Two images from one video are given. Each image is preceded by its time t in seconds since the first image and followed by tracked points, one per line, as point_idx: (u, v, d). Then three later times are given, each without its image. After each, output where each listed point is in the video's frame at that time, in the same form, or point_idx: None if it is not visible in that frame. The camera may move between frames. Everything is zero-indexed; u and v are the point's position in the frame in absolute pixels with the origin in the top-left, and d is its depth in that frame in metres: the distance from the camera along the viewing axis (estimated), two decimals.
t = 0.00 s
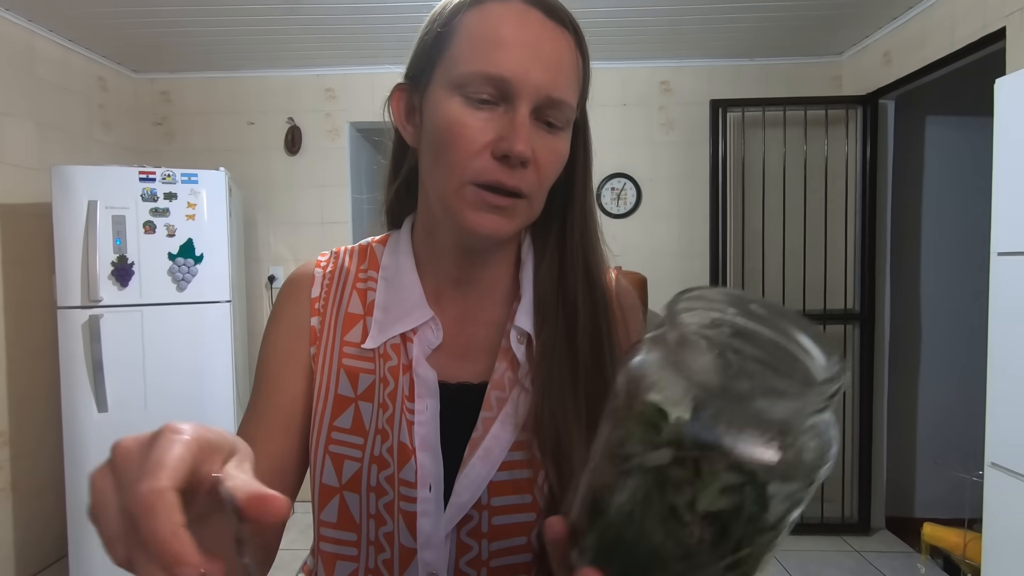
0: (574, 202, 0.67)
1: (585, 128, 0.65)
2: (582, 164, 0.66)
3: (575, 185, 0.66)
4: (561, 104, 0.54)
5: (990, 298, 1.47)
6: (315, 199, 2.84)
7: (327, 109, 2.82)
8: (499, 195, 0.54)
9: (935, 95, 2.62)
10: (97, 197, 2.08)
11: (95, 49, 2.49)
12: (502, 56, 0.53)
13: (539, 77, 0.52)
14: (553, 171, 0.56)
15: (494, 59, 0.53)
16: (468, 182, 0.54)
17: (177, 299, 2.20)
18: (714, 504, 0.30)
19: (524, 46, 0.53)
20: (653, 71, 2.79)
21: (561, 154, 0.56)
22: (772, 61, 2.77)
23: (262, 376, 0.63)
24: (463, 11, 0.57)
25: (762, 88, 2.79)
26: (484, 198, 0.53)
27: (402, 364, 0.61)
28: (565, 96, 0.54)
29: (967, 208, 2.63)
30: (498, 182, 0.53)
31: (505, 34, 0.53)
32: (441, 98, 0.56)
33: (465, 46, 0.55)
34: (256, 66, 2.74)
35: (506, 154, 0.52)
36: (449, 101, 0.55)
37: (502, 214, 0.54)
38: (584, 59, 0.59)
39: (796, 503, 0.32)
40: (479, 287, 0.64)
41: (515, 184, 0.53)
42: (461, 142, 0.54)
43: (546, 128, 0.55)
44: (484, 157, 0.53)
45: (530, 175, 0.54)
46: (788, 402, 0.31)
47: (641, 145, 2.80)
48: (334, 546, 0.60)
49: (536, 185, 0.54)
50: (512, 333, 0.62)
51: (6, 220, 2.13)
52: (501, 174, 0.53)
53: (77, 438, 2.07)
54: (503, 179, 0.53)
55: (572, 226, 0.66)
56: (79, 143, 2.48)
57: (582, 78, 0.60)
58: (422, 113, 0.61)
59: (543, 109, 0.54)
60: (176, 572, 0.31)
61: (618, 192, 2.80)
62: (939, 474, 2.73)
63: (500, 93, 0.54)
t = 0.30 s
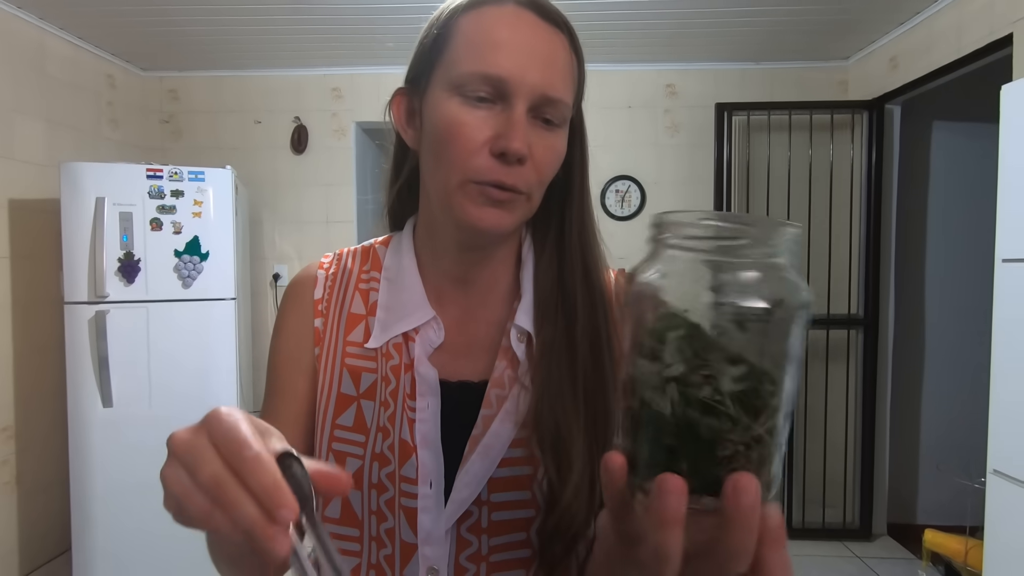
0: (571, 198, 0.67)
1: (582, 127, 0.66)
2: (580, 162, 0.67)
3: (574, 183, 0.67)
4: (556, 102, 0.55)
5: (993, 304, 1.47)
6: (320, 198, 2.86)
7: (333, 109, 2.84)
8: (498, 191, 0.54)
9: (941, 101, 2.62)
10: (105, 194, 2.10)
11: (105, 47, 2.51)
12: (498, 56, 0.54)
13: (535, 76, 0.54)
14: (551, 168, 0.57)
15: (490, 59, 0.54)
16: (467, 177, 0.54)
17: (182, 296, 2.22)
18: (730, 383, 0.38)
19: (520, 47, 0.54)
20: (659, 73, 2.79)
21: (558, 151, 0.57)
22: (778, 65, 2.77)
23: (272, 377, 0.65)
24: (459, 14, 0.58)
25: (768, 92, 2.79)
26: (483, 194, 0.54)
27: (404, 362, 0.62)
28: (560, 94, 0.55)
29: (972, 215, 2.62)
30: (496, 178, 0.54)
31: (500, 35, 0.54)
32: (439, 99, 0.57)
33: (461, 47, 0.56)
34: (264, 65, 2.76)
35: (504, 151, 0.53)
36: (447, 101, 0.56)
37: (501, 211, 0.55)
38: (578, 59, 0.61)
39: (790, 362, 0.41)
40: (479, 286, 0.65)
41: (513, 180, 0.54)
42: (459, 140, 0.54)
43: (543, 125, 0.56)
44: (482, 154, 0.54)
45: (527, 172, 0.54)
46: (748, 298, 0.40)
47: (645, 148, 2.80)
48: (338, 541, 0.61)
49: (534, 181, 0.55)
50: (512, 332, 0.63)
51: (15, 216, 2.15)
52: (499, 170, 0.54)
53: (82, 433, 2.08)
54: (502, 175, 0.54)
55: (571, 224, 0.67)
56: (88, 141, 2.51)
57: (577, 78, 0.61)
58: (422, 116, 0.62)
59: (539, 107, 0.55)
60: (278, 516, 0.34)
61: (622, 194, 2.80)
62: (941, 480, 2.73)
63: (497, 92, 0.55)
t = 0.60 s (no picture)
0: (572, 205, 0.68)
1: (580, 134, 0.67)
2: (579, 168, 0.68)
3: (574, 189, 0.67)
4: (548, 112, 0.56)
5: (998, 310, 1.47)
6: (325, 200, 2.87)
7: (338, 112, 2.85)
8: (491, 200, 0.55)
9: (945, 105, 2.61)
10: (111, 197, 2.11)
11: (111, 50, 2.53)
12: (489, 70, 0.55)
13: (526, 89, 0.55)
14: (546, 177, 0.58)
15: (482, 73, 0.55)
16: (460, 189, 0.55)
17: (187, 298, 2.23)
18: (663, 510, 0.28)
19: (511, 60, 0.55)
20: (662, 77, 2.80)
21: (552, 160, 0.58)
22: (781, 68, 2.78)
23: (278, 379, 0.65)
24: (455, 28, 0.59)
25: (771, 96, 2.79)
26: (476, 204, 0.55)
27: (408, 366, 0.63)
28: (552, 105, 0.56)
29: (975, 219, 2.62)
30: (487, 188, 0.55)
31: (492, 49, 0.56)
32: (434, 111, 0.58)
33: (455, 61, 0.57)
34: (269, 69, 2.78)
35: (494, 160, 0.54)
36: (441, 113, 0.57)
37: (495, 220, 0.55)
38: (573, 69, 0.61)
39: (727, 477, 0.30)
40: (480, 292, 0.65)
41: (505, 189, 0.55)
42: (452, 152, 0.55)
43: (535, 136, 0.57)
44: (473, 165, 0.55)
45: (519, 181, 0.55)
46: (693, 434, 0.31)
47: (648, 151, 2.81)
48: (340, 542, 0.62)
49: (526, 191, 0.56)
50: (515, 340, 0.63)
51: (22, 217, 2.16)
52: (491, 180, 0.55)
53: (87, 434, 2.10)
54: (494, 185, 0.55)
55: (571, 231, 0.68)
56: (94, 143, 2.52)
57: (573, 88, 0.62)
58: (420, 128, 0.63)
59: (531, 118, 0.56)
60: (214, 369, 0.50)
61: (625, 198, 2.81)
62: (944, 485, 2.72)
63: (489, 104, 0.56)
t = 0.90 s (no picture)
0: (577, 204, 0.68)
1: (585, 133, 0.66)
2: (584, 168, 0.67)
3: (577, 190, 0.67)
4: (551, 111, 0.56)
5: (1001, 310, 1.47)
6: (327, 199, 2.87)
7: (340, 111, 2.85)
8: (494, 197, 0.55)
9: (949, 107, 2.61)
10: (115, 194, 2.11)
11: (115, 48, 2.53)
12: (493, 70, 0.55)
13: (530, 89, 0.55)
14: (548, 176, 0.57)
15: (486, 72, 0.55)
16: (463, 187, 0.55)
17: (190, 296, 2.23)
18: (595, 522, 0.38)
19: (515, 60, 0.55)
20: (665, 78, 2.80)
21: (555, 159, 0.57)
22: (785, 69, 2.77)
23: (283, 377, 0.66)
24: (459, 28, 0.59)
25: (774, 96, 2.79)
26: (479, 201, 0.55)
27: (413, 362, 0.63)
28: (556, 104, 0.56)
29: (979, 221, 2.61)
30: (489, 185, 0.54)
31: (496, 49, 0.55)
32: (438, 110, 0.58)
33: (460, 60, 0.57)
34: (272, 68, 2.78)
35: (497, 159, 0.54)
36: (445, 112, 0.57)
37: (500, 218, 0.55)
38: (576, 70, 0.61)
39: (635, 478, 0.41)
40: (484, 290, 0.65)
41: (508, 187, 0.55)
42: (455, 150, 0.55)
43: (538, 135, 0.56)
44: (476, 163, 0.54)
45: (522, 180, 0.55)
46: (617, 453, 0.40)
47: (651, 152, 2.80)
48: (343, 537, 0.62)
49: (529, 189, 0.56)
50: (517, 337, 0.63)
51: (26, 214, 2.17)
52: (494, 179, 0.54)
53: (89, 431, 2.10)
54: (497, 183, 0.54)
55: (576, 230, 0.67)
56: (98, 141, 2.53)
57: (576, 89, 0.62)
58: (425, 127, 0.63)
59: (534, 117, 0.56)
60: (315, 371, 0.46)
61: (627, 198, 2.80)
62: (947, 487, 2.71)
63: (493, 104, 0.56)
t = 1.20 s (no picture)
0: (577, 204, 0.67)
1: (585, 131, 0.66)
2: (584, 166, 0.67)
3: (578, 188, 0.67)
4: (551, 110, 0.56)
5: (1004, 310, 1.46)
6: (329, 198, 2.88)
7: (343, 111, 2.85)
8: (493, 198, 0.55)
9: (953, 107, 2.60)
10: (117, 193, 2.12)
11: (118, 47, 2.53)
12: (492, 69, 0.55)
13: (529, 87, 0.55)
14: (548, 175, 0.57)
15: (485, 72, 0.55)
16: (463, 189, 0.55)
17: (192, 295, 2.23)
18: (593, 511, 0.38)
19: (514, 59, 0.55)
20: (668, 77, 2.79)
21: (555, 158, 0.57)
22: (788, 69, 2.77)
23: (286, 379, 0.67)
24: (458, 26, 0.59)
25: (776, 96, 2.78)
26: (480, 202, 0.55)
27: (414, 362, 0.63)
28: (555, 103, 0.56)
29: (983, 220, 2.60)
30: (489, 186, 0.55)
31: (495, 48, 0.55)
32: (438, 109, 0.58)
33: (459, 59, 0.57)
34: (274, 67, 2.78)
35: (496, 159, 0.54)
36: (445, 112, 0.57)
37: (500, 218, 0.55)
38: (575, 68, 0.61)
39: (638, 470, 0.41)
40: (484, 289, 0.65)
41: (508, 187, 0.55)
42: (455, 151, 0.55)
43: (538, 134, 0.56)
44: (477, 163, 0.54)
45: (522, 180, 0.55)
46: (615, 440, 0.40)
47: (654, 151, 2.80)
48: (345, 537, 0.62)
49: (529, 189, 0.56)
50: (518, 338, 0.63)
51: (29, 213, 2.18)
52: (495, 179, 0.54)
53: (92, 429, 2.11)
54: (497, 183, 0.54)
55: (576, 230, 0.67)
56: (101, 140, 2.53)
57: (576, 86, 0.61)
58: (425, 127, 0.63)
59: (534, 116, 0.56)
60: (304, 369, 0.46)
61: (630, 198, 2.80)
62: (949, 488, 2.70)
63: (492, 103, 0.56)
